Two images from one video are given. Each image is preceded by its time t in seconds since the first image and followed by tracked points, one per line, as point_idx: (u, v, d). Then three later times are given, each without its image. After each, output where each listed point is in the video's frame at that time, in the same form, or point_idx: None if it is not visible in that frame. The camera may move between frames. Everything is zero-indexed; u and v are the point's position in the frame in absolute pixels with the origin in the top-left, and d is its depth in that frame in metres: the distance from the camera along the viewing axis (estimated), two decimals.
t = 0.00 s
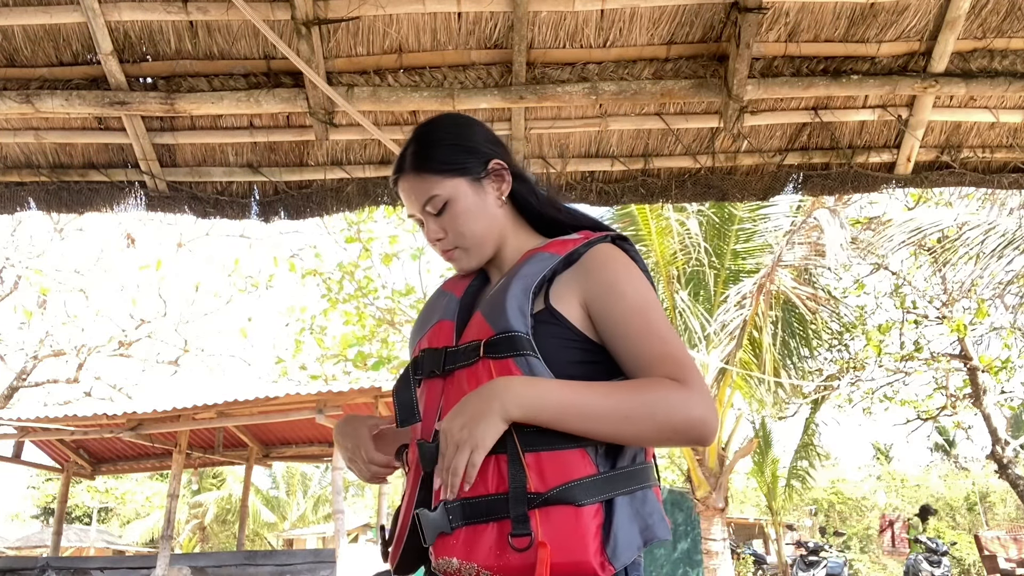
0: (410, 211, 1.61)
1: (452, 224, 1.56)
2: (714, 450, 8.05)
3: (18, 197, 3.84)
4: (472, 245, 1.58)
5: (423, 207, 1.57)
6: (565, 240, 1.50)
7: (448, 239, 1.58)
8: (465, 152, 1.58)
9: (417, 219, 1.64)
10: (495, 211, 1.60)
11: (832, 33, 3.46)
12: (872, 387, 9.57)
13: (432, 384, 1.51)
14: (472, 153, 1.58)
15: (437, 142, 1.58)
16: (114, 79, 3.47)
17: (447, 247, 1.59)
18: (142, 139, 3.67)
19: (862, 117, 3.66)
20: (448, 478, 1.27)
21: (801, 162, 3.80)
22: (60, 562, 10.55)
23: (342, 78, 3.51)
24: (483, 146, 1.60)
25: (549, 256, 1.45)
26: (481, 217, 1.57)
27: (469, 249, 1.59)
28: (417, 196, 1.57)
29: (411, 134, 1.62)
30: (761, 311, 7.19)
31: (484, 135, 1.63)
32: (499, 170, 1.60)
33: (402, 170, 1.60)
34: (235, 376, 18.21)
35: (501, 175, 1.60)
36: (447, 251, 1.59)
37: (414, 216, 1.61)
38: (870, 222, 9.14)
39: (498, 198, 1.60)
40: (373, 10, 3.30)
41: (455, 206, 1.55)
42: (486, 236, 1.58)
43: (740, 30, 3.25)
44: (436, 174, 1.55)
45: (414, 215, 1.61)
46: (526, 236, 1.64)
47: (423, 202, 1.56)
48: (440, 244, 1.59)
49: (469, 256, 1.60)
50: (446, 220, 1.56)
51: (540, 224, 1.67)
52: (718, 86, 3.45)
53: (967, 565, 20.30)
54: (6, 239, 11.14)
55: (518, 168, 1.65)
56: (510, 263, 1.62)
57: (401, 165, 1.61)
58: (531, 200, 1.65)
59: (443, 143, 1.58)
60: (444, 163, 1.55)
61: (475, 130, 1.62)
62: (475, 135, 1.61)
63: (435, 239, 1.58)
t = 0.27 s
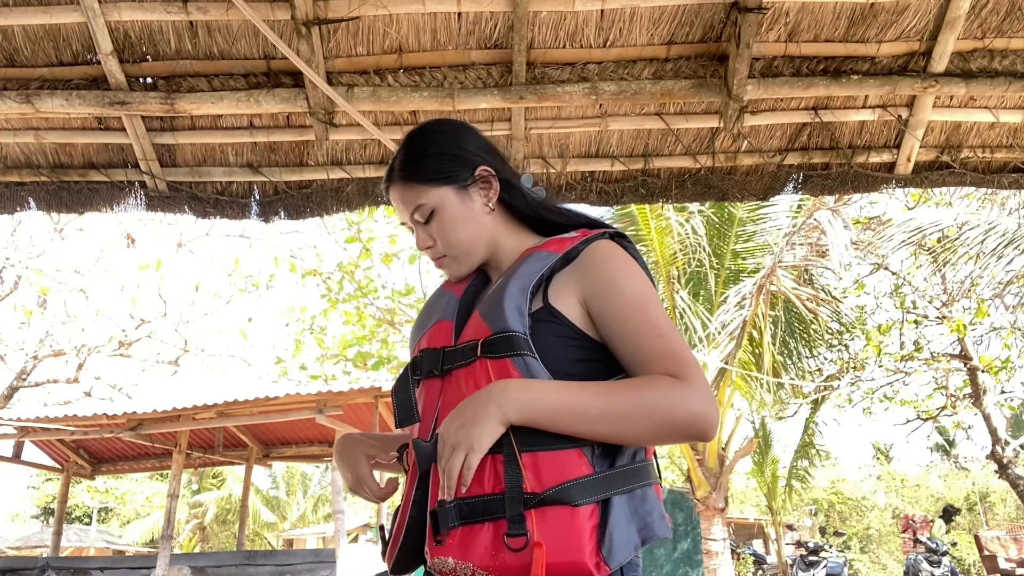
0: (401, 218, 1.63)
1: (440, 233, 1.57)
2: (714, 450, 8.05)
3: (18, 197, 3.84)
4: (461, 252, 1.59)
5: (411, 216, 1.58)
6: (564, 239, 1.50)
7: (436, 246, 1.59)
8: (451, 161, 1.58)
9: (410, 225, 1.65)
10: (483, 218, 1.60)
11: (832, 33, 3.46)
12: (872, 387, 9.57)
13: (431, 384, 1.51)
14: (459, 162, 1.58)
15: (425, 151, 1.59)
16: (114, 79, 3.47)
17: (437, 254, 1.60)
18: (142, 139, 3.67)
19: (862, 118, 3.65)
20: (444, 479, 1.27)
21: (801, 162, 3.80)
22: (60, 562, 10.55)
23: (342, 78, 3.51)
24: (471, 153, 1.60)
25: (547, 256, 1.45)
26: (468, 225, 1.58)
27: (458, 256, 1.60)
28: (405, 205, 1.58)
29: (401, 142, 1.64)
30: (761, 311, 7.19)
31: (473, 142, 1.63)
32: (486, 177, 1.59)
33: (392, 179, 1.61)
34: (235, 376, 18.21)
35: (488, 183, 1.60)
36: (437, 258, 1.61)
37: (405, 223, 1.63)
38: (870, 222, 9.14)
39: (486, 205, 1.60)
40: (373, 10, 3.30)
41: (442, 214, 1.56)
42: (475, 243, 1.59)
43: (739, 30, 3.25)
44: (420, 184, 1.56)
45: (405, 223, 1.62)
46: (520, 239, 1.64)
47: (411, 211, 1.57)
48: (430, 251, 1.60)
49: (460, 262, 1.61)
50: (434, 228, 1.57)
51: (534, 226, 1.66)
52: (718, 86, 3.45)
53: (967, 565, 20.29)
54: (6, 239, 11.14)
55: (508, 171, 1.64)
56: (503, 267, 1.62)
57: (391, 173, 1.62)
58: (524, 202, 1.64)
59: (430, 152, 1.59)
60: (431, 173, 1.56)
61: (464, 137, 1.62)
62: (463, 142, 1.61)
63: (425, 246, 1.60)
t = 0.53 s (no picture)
0: (400, 221, 1.63)
1: (438, 235, 1.57)
2: (714, 450, 8.04)
3: (18, 196, 3.84)
4: (459, 253, 1.59)
5: (409, 218, 1.58)
6: (564, 239, 1.50)
7: (434, 248, 1.59)
8: (448, 164, 1.58)
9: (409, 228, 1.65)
10: (481, 220, 1.60)
11: (832, 33, 3.46)
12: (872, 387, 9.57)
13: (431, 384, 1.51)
14: (456, 165, 1.59)
15: (423, 154, 1.59)
16: (114, 79, 3.47)
17: (435, 257, 1.60)
18: (142, 139, 3.67)
19: (862, 118, 3.66)
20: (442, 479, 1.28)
21: (801, 162, 3.79)
22: (60, 562, 10.56)
23: (342, 78, 3.51)
24: (469, 157, 1.61)
25: (546, 256, 1.45)
26: (466, 227, 1.58)
27: (455, 258, 1.59)
28: (403, 207, 1.59)
29: (400, 146, 1.64)
30: (761, 311, 7.19)
31: (471, 145, 1.63)
32: (484, 180, 1.60)
33: (390, 182, 1.62)
34: (235, 376, 18.21)
35: (485, 187, 1.60)
36: (436, 260, 1.61)
37: (403, 226, 1.63)
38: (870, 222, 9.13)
39: (484, 208, 1.60)
40: (373, 10, 3.29)
41: (439, 217, 1.56)
42: (473, 245, 1.59)
43: (739, 30, 3.25)
44: (418, 186, 1.56)
45: (403, 225, 1.63)
46: (518, 242, 1.64)
47: (409, 214, 1.58)
48: (428, 253, 1.60)
49: (458, 264, 1.61)
50: (432, 230, 1.57)
51: (533, 228, 1.66)
52: (718, 86, 3.45)
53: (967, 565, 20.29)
54: (6, 239, 11.14)
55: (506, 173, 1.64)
56: (501, 269, 1.62)
57: (389, 176, 1.63)
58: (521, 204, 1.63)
59: (428, 155, 1.59)
60: (428, 175, 1.56)
61: (462, 141, 1.63)
62: (462, 145, 1.62)
63: (423, 248, 1.60)
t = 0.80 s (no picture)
0: (406, 219, 1.63)
1: (444, 235, 1.57)
2: (714, 450, 8.04)
3: (18, 196, 3.84)
4: (465, 253, 1.59)
5: (416, 217, 1.58)
6: (568, 240, 1.51)
7: (441, 248, 1.59)
8: (456, 164, 1.58)
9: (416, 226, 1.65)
10: (487, 221, 1.59)
11: (832, 33, 3.46)
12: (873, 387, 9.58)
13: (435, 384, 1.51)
14: (464, 165, 1.59)
15: (431, 154, 1.59)
16: (114, 79, 3.47)
17: (441, 256, 1.60)
18: (142, 139, 3.67)
19: (862, 118, 3.66)
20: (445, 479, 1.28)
21: (801, 162, 3.80)
22: (60, 562, 10.56)
23: (342, 78, 3.51)
24: (477, 157, 1.60)
25: (550, 257, 1.45)
26: (472, 227, 1.57)
27: (461, 258, 1.59)
28: (410, 205, 1.58)
29: (408, 144, 1.64)
30: (760, 311, 7.19)
31: (479, 145, 1.63)
32: (492, 180, 1.60)
33: (397, 180, 1.62)
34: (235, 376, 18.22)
35: (493, 188, 1.60)
36: (441, 259, 1.61)
37: (410, 224, 1.63)
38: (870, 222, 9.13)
39: (490, 208, 1.60)
40: (373, 10, 3.30)
41: (446, 217, 1.56)
42: (479, 245, 1.59)
43: (740, 30, 3.25)
44: (426, 185, 1.56)
45: (410, 223, 1.63)
46: (524, 243, 1.64)
47: (415, 212, 1.58)
48: (434, 252, 1.60)
49: (464, 264, 1.60)
50: (439, 229, 1.57)
51: (538, 229, 1.66)
52: (718, 86, 3.45)
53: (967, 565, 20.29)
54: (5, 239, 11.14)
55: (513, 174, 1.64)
56: (507, 270, 1.62)
57: (397, 174, 1.62)
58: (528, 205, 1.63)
59: (436, 154, 1.59)
60: (435, 175, 1.56)
61: (471, 140, 1.62)
62: (470, 145, 1.61)
63: (429, 247, 1.60)
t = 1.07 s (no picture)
0: (410, 221, 1.63)
1: (446, 238, 1.57)
2: (714, 450, 8.04)
3: (18, 196, 3.84)
4: (467, 256, 1.59)
5: (419, 220, 1.58)
6: (570, 241, 1.51)
7: (443, 251, 1.59)
8: (460, 168, 1.58)
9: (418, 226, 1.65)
10: (489, 225, 1.59)
11: (832, 33, 3.46)
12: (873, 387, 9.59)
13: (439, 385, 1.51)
14: (466, 168, 1.58)
15: (433, 157, 1.59)
16: (114, 79, 3.47)
17: (443, 259, 1.60)
18: (142, 139, 3.67)
19: (862, 118, 3.65)
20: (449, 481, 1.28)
21: (801, 162, 3.80)
22: (60, 562, 10.57)
23: (342, 78, 3.51)
24: (480, 160, 1.60)
25: (553, 258, 1.45)
26: (475, 231, 1.57)
27: (464, 262, 1.59)
28: (413, 208, 1.58)
29: (411, 146, 1.64)
30: (760, 311, 7.18)
31: (482, 147, 1.63)
32: (495, 184, 1.59)
33: (400, 182, 1.62)
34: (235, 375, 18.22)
35: (496, 191, 1.60)
36: (444, 262, 1.61)
37: (413, 226, 1.63)
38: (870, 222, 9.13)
39: (493, 212, 1.60)
40: (373, 10, 3.30)
41: (448, 221, 1.56)
42: (482, 249, 1.59)
43: (739, 30, 3.25)
44: (428, 188, 1.56)
45: (414, 226, 1.62)
46: (527, 245, 1.63)
47: (418, 215, 1.58)
48: (437, 254, 1.60)
49: (466, 267, 1.60)
50: (441, 234, 1.57)
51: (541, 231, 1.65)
52: (718, 86, 3.45)
53: (966, 565, 20.28)
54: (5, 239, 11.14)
55: (517, 177, 1.64)
56: (510, 272, 1.62)
57: (401, 176, 1.62)
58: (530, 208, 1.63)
59: (440, 158, 1.58)
60: (437, 178, 1.56)
61: (475, 143, 1.62)
62: (474, 148, 1.61)
63: (432, 249, 1.60)
